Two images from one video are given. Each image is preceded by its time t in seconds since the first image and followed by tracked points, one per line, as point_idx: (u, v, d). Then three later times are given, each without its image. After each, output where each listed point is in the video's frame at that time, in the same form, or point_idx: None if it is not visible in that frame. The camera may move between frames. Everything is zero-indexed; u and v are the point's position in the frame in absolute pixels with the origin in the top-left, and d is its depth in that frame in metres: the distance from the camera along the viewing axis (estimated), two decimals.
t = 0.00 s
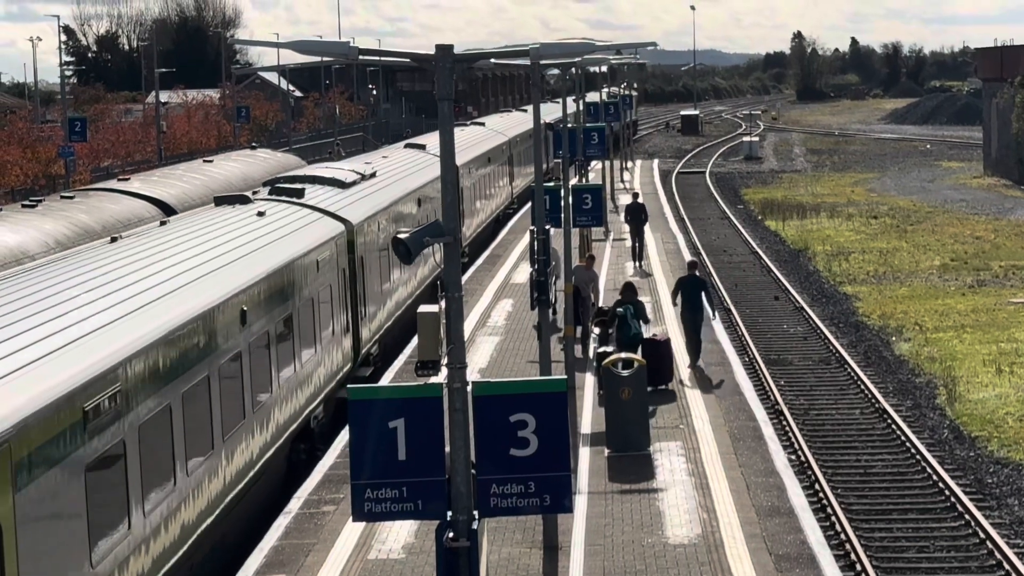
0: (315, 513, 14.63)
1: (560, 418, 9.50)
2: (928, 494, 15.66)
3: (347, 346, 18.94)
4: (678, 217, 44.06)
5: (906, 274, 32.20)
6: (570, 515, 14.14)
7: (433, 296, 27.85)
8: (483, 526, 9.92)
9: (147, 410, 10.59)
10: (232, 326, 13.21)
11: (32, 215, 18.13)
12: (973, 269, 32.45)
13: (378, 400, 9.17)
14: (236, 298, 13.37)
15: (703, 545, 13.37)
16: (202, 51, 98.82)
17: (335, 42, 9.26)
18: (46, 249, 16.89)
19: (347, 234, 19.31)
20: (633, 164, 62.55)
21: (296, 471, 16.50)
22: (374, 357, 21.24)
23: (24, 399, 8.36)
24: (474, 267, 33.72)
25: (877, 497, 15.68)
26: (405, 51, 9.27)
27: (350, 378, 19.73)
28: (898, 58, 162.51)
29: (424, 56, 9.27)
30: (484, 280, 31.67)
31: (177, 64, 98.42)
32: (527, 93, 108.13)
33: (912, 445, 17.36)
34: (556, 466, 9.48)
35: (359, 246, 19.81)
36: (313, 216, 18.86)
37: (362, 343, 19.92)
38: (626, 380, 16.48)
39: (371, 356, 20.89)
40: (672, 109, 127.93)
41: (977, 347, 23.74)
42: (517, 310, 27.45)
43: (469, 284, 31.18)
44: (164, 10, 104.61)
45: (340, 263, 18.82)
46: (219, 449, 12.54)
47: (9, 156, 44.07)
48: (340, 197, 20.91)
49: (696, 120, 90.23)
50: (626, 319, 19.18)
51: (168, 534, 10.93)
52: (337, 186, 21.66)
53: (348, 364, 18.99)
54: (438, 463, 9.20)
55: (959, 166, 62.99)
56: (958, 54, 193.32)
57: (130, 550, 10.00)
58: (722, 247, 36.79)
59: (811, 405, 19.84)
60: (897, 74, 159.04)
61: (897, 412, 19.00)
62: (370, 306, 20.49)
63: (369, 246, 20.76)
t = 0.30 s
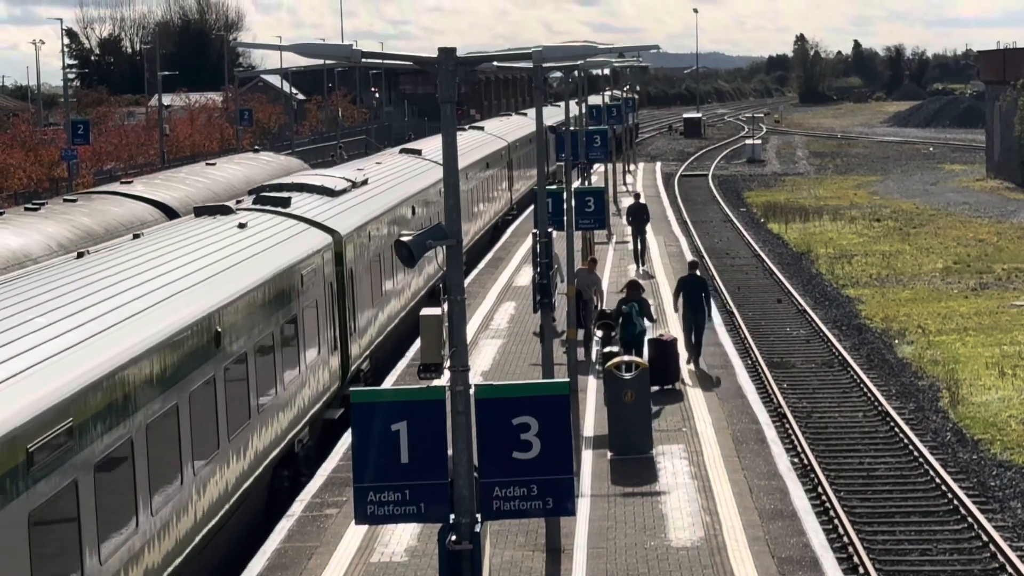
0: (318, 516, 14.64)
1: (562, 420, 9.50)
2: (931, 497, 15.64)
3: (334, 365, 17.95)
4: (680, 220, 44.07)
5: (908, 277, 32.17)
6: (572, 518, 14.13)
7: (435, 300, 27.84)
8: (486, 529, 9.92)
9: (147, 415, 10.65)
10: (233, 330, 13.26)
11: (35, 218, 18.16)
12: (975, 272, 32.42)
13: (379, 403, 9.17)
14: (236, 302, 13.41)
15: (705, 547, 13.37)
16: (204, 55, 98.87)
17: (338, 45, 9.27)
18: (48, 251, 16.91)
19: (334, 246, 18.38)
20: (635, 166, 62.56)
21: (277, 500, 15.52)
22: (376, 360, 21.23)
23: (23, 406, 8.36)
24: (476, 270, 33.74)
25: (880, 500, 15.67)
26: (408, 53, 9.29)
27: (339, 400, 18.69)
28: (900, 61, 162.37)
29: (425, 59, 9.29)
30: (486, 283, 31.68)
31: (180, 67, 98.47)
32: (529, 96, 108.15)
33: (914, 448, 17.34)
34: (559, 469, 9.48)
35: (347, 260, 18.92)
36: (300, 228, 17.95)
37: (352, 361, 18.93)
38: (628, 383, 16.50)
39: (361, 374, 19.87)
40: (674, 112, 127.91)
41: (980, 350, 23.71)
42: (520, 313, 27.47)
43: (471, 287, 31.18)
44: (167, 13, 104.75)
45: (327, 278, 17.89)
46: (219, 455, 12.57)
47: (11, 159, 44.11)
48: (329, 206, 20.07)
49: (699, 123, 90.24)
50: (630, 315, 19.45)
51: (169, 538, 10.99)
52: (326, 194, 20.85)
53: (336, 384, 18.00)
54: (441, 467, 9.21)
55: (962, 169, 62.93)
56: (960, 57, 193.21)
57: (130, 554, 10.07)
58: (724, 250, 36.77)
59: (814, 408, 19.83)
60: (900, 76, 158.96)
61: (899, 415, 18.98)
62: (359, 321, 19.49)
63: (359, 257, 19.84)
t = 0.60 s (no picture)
0: (319, 518, 14.64)
1: (563, 422, 9.48)
2: (932, 499, 15.63)
3: (318, 384, 16.99)
4: (682, 221, 44.07)
5: (910, 279, 32.18)
6: (574, 520, 14.12)
7: (436, 302, 27.80)
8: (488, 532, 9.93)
9: (147, 418, 10.67)
10: (233, 332, 13.29)
11: (36, 219, 18.16)
12: (977, 274, 32.43)
13: (380, 405, 9.16)
14: (236, 305, 13.40)
15: (706, 549, 13.37)
16: (205, 57, 98.91)
17: (339, 47, 9.27)
18: (50, 253, 16.92)
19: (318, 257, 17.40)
20: (636, 168, 62.58)
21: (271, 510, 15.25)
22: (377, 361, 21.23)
23: (19, 411, 8.34)
24: (478, 272, 33.74)
25: (881, 501, 15.66)
26: (408, 55, 9.28)
27: (324, 420, 17.67)
28: (902, 63, 162.25)
29: (426, 61, 9.30)
30: (487, 285, 31.68)
31: (181, 69, 98.51)
32: (530, 99, 108.19)
33: (916, 450, 17.33)
34: (560, 471, 9.46)
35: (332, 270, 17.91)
36: (283, 238, 17.02)
37: (337, 378, 17.86)
38: (629, 384, 16.46)
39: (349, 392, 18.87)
40: (676, 114, 127.87)
41: (981, 351, 23.72)
42: (521, 315, 27.46)
43: (473, 289, 31.18)
44: (169, 15, 104.84)
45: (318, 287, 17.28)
46: (218, 459, 12.60)
47: (13, 161, 44.11)
48: (316, 214, 19.18)
49: (700, 125, 90.24)
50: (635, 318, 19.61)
51: (168, 541, 11.03)
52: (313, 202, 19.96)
53: (321, 403, 17.05)
54: (442, 469, 9.20)
55: (964, 171, 62.94)
56: (961, 59, 193.16)
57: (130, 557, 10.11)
58: (726, 252, 36.79)
59: (815, 410, 19.82)
60: (901, 78, 158.89)
61: (901, 417, 18.98)
62: (346, 335, 18.49)
63: (347, 268, 18.90)
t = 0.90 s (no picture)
0: (320, 519, 14.64)
1: (562, 423, 9.48)
2: (932, 501, 15.62)
3: (303, 402, 15.96)
4: (682, 222, 44.07)
5: (910, 280, 32.21)
6: (574, 521, 14.13)
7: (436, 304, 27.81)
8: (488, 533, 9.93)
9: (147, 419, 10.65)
10: (236, 333, 13.29)
11: (36, 220, 18.16)
12: (977, 275, 32.45)
13: (380, 406, 9.16)
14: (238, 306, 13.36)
15: (706, 550, 13.38)
16: (206, 58, 98.96)
17: (339, 48, 9.26)
18: (50, 254, 16.92)
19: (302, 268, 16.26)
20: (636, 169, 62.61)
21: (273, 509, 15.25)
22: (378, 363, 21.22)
23: (16, 414, 8.31)
24: (478, 273, 33.73)
25: (881, 503, 15.66)
26: (408, 56, 9.28)
27: (307, 441, 16.66)
28: (903, 64, 162.26)
29: (426, 62, 9.29)
30: (488, 286, 31.67)
31: (182, 70, 98.53)
32: (530, 100, 108.22)
33: (916, 451, 17.33)
34: (559, 473, 9.46)
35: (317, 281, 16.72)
36: (264, 249, 15.91)
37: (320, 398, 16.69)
38: (629, 386, 16.47)
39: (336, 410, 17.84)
40: (676, 115, 127.92)
41: (981, 352, 23.73)
42: (521, 316, 27.44)
43: (473, 290, 31.18)
44: (169, 16, 104.98)
45: (326, 285, 17.26)
46: (220, 458, 12.61)
47: (13, 162, 44.10)
48: (303, 221, 18.17)
49: (701, 126, 90.30)
50: (640, 313, 19.76)
51: (168, 541, 11.05)
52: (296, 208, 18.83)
53: (305, 424, 15.98)
54: (442, 470, 9.20)
55: (964, 172, 62.96)
56: (961, 60, 193.24)
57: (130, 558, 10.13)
58: (726, 253, 36.79)
59: (815, 411, 19.83)
60: (901, 79, 158.91)
61: (901, 418, 18.97)
62: (333, 351, 17.37)
63: (336, 279, 17.85)
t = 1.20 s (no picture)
0: (319, 518, 14.64)
1: (562, 422, 9.48)
2: (933, 500, 15.61)
3: (281, 421, 15.18)
4: (682, 221, 44.03)
5: (910, 279, 32.20)
6: (575, 520, 14.13)
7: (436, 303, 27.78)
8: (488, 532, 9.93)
9: (145, 418, 10.77)
10: (230, 334, 13.30)
11: (36, 219, 18.16)
12: (977, 274, 32.45)
13: (381, 406, 9.16)
14: (234, 307, 13.46)
15: (706, 549, 13.38)
16: (206, 58, 98.97)
17: (339, 47, 9.26)
18: (51, 253, 16.92)
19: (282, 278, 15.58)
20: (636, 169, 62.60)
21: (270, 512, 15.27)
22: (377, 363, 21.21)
23: (10, 415, 8.32)
24: (478, 272, 33.72)
25: (882, 501, 15.66)
26: (408, 55, 9.27)
27: (289, 461, 16.05)
28: (903, 63, 162.25)
29: (427, 61, 9.29)
30: (488, 285, 31.67)
31: (182, 69, 98.51)
32: (530, 99, 108.24)
33: (916, 450, 17.33)
34: (559, 472, 9.47)
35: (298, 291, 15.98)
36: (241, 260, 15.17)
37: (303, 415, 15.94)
38: (629, 385, 16.49)
39: (319, 427, 17.07)
40: (676, 114, 127.90)
41: (981, 352, 23.72)
42: (521, 315, 27.42)
43: (473, 289, 31.18)
44: (169, 15, 104.91)
45: (321, 288, 17.27)
46: (216, 459, 12.63)
47: (13, 161, 44.09)
48: (287, 228, 17.48)
49: (701, 125, 90.24)
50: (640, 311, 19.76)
51: (164, 542, 11.08)
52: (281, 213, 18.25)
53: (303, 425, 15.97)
54: (443, 469, 9.20)
55: (964, 171, 62.94)
56: (961, 59, 193.25)
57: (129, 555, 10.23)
58: (727, 252, 36.78)
59: (815, 410, 19.83)
60: (902, 78, 158.88)
61: (902, 417, 18.97)
62: (330, 352, 17.38)
63: (319, 291, 17.07)
